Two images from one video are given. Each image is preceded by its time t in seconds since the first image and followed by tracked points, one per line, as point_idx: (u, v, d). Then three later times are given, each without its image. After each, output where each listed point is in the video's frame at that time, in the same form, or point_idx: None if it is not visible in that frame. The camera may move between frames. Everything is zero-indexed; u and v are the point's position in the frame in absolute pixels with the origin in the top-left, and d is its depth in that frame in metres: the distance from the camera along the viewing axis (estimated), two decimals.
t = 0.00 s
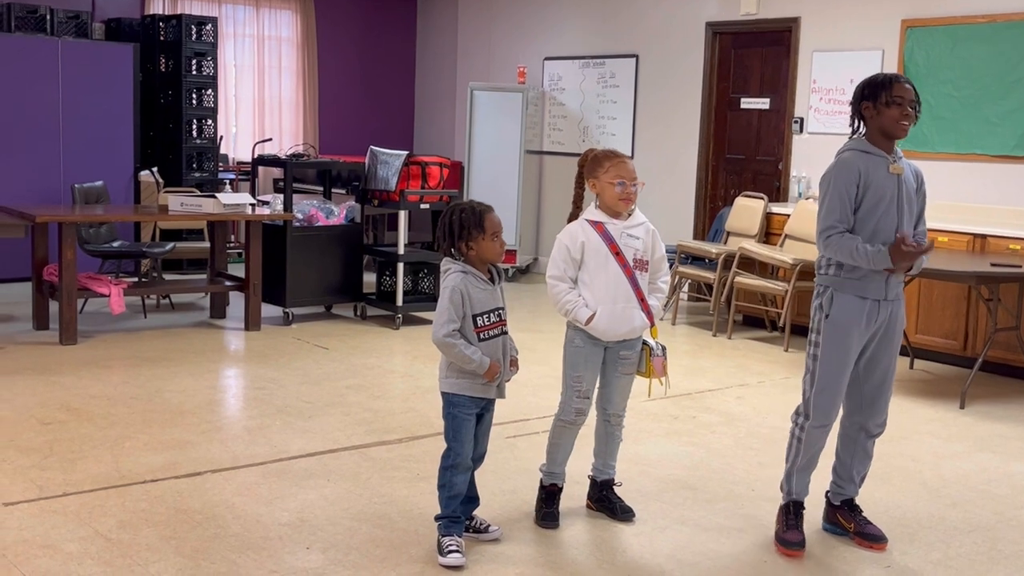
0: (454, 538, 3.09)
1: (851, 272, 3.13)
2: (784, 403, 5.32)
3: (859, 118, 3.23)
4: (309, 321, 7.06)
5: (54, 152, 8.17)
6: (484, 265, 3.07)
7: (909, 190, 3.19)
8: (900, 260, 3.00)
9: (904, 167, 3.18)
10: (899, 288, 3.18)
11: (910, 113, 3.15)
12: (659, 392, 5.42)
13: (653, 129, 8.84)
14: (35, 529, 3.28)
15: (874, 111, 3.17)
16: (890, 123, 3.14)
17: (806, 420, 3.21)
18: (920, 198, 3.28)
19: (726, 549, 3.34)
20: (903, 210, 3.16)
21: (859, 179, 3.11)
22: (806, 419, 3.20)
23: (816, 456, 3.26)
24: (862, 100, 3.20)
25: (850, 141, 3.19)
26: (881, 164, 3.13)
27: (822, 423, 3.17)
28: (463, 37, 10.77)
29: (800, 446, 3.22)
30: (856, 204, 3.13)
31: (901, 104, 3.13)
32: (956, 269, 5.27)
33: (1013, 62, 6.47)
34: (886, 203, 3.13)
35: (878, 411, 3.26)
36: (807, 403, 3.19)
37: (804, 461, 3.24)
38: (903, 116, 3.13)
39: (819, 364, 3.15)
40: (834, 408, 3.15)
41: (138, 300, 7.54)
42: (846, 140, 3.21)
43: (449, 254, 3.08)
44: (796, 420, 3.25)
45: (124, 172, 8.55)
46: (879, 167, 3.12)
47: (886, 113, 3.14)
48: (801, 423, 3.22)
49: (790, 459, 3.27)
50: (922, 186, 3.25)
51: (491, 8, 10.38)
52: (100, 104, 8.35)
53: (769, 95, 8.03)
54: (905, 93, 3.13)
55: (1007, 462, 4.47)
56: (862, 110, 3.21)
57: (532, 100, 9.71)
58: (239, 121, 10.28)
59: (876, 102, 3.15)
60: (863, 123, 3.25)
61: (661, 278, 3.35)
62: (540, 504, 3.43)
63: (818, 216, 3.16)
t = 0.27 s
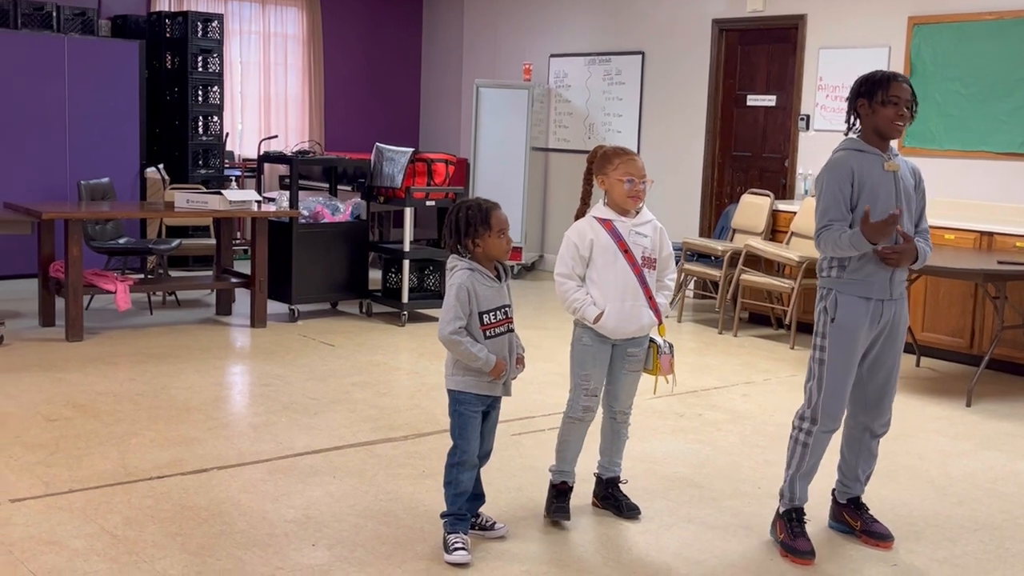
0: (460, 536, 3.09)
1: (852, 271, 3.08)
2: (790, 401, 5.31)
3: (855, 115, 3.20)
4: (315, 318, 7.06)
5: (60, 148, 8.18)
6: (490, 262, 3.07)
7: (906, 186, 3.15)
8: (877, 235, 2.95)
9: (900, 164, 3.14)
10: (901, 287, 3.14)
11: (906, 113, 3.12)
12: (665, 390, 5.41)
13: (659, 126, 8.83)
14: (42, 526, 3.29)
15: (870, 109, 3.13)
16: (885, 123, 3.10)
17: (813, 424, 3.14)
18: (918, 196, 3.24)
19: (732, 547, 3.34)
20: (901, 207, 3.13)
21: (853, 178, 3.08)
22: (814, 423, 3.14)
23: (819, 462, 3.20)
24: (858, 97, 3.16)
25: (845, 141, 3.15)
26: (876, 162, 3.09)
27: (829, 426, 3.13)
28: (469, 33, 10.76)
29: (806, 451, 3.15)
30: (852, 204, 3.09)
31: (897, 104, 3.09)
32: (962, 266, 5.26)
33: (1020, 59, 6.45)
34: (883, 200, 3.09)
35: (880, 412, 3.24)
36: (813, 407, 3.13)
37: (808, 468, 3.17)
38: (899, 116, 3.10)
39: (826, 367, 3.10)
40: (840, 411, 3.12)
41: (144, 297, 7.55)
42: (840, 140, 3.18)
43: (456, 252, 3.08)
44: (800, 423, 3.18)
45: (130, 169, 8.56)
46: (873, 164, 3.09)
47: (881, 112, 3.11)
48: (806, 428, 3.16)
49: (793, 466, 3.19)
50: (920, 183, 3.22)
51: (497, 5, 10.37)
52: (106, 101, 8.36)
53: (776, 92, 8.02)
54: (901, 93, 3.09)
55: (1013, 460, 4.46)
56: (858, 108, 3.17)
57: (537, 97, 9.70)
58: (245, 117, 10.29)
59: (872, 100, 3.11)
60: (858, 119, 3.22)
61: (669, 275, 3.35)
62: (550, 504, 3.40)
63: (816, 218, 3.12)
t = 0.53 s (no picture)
0: (467, 532, 3.10)
1: (840, 270, 3.06)
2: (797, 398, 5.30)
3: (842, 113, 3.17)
4: (322, 314, 7.07)
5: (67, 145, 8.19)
6: (499, 259, 3.07)
7: (896, 183, 3.12)
8: (846, 232, 2.91)
9: (888, 161, 3.12)
10: (893, 285, 3.11)
11: (893, 108, 3.09)
12: (672, 386, 5.41)
13: (666, 123, 8.82)
14: (51, 521, 3.29)
15: (857, 105, 3.11)
16: (873, 119, 3.08)
17: (808, 425, 3.14)
18: (910, 193, 3.21)
19: (740, 544, 3.33)
20: (890, 203, 3.10)
21: (838, 176, 3.06)
22: (809, 424, 3.14)
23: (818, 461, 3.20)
24: (845, 93, 3.13)
25: (833, 139, 3.15)
26: (862, 159, 3.08)
27: (825, 428, 3.13)
28: (475, 30, 10.75)
29: (804, 452, 3.15)
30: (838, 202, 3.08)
31: (885, 99, 3.07)
32: (970, 263, 5.25)
33: None
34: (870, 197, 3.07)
35: (881, 414, 3.21)
36: (809, 408, 3.13)
37: (807, 469, 3.17)
38: (887, 111, 3.07)
39: (819, 369, 3.09)
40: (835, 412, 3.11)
41: (151, 293, 7.56)
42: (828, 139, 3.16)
43: (464, 248, 3.07)
44: (796, 425, 3.18)
45: (137, 165, 8.57)
46: (859, 162, 3.07)
47: (868, 108, 3.08)
48: (802, 429, 3.15)
49: (793, 467, 3.19)
50: (911, 180, 3.19)
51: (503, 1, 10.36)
52: (112, 97, 8.37)
53: (782, 89, 8.00)
54: (888, 88, 3.06)
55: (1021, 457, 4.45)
56: (844, 105, 3.15)
57: (543, 93, 9.69)
58: (251, 114, 10.30)
59: (858, 97, 3.08)
60: (846, 117, 3.19)
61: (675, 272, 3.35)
62: (568, 505, 3.41)
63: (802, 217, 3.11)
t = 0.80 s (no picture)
0: (474, 529, 3.10)
1: (829, 270, 3.06)
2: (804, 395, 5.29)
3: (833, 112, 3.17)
4: (328, 312, 7.07)
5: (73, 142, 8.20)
6: (507, 256, 3.07)
7: (888, 181, 3.10)
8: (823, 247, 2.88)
9: (880, 159, 3.10)
10: (886, 284, 3.10)
11: (881, 108, 3.07)
12: (678, 384, 5.40)
13: (672, 121, 8.81)
14: (58, 518, 3.30)
15: (844, 105, 3.10)
16: (862, 118, 3.06)
17: (805, 425, 3.14)
18: (904, 190, 3.19)
19: (746, 541, 3.33)
20: (881, 202, 3.08)
21: (827, 176, 3.05)
22: (806, 424, 3.14)
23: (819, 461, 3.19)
24: (832, 93, 3.13)
25: (823, 138, 3.14)
26: (852, 158, 3.06)
27: (822, 427, 3.12)
28: (481, 27, 10.75)
29: (802, 451, 3.15)
30: (827, 202, 3.07)
31: (871, 98, 3.05)
32: (977, 261, 5.24)
33: None
34: (859, 197, 3.05)
35: (884, 414, 3.17)
36: (805, 409, 3.13)
37: (808, 468, 3.17)
38: (874, 111, 3.05)
39: (812, 368, 3.08)
40: (830, 412, 3.11)
41: (157, 290, 7.57)
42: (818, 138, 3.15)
43: (473, 246, 3.08)
44: (794, 425, 3.18)
45: (143, 163, 8.58)
46: (848, 161, 3.06)
47: (856, 108, 3.07)
48: (800, 429, 3.16)
49: (793, 467, 3.19)
50: (905, 177, 3.17)
51: None
52: (118, 94, 8.37)
53: (789, 86, 7.99)
54: (875, 87, 3.04)
55: None
56: (833, 104, 3.14)
57: (549, 91, 9.68)
58: (257, 111, 10.30)
59: (845, 97, 3.08)
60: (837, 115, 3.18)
61: (676, 269, 3.36)
62: (574, 504, 3.40)
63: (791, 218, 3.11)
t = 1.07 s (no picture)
0: (479, 525, 3.10)
1: (829, 268, 3.05)
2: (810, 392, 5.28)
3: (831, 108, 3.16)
4: (333, 308, 7.08)
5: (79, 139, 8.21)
6: (514, 252, 3.06)
7: (888, 176, 3.09)
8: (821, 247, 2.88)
9: (879, 154, 3.08)
10: (888, 280, 3.08)
11: (880, 101, 3.06)
12: (684, 380, 5.40)
13: (678, 117, 8.79)
14: (65, 514, 3.31)
15: (842, 100, 3.10)
16: (860, 113, 3.05)
17: (810, 422, 3.13)
18: (905, 184, 3.17)
19: (752, 538, 3.33)
20: (881, 198, 3.06)
21: (825, 173, 3.04)
22: (810, 422, 3.13)
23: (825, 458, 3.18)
24: (829, 88, 3.13)
25: (822, 134, 3.12)
26: (851, 154, 3.05)
27: (826, 425, 3.11)
28: (486, 24, 10.74)
29: (807, 449, 3.14)
30: (826, 200, 3.06)
31: (869, 91, 3.04)
32: (983, 257, 5.24)
33: None
34: (859, 193, 3.04)
35: (895, 411, 3.13)
36: (809, 406, 3.12)
37: (813, 466, 3.15)
38: (873, 104, 3.04)
39: (815, 366, 3.07)
40: (834, 408, 3.10)
41: (163, 287, 7.58)
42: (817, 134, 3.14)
43: (480, 241, 3.07)
44: (799, 422, 3.17)
45: (149, 160, 8.59)
46: (848, 157, 3.04)
47: (854, 102, 3.06)
48: (805, 426, 3.14)
49: (799, 465, 3.18)
50: (906, 171, 3.15)
51: None
52: (124, 91, 8.38)
53: (795, 82, 7.98)
54: (872, 79, 3.04)
55: None
56: (832, 100, 3.13)
57: (555, 87, 9.67)
58: (263, 108, 10.31)
59: (843, 92, 3.07)
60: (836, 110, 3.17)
61: (675, 264, 3.36)
62: (579, 501, 3.40)
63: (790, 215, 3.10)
